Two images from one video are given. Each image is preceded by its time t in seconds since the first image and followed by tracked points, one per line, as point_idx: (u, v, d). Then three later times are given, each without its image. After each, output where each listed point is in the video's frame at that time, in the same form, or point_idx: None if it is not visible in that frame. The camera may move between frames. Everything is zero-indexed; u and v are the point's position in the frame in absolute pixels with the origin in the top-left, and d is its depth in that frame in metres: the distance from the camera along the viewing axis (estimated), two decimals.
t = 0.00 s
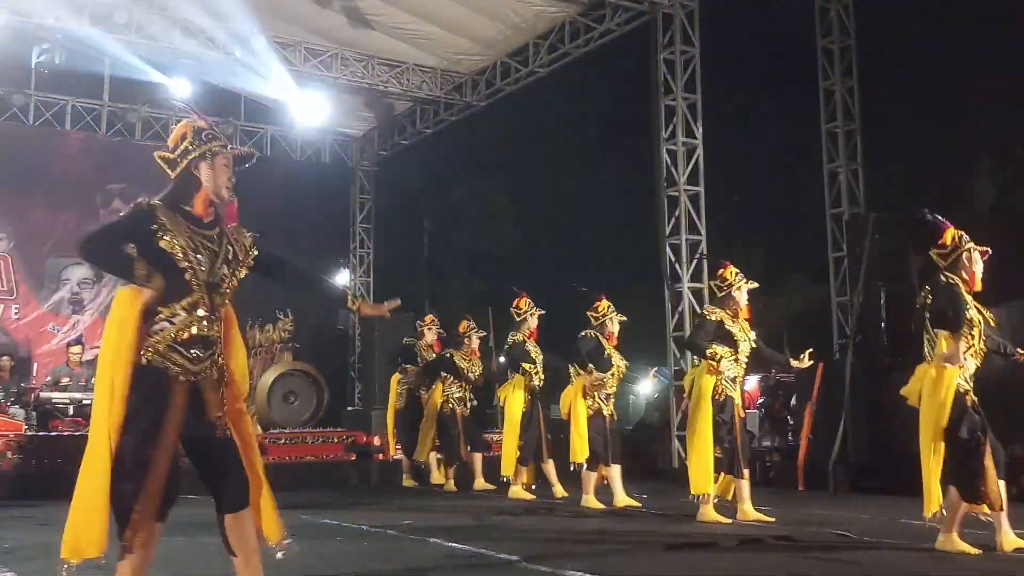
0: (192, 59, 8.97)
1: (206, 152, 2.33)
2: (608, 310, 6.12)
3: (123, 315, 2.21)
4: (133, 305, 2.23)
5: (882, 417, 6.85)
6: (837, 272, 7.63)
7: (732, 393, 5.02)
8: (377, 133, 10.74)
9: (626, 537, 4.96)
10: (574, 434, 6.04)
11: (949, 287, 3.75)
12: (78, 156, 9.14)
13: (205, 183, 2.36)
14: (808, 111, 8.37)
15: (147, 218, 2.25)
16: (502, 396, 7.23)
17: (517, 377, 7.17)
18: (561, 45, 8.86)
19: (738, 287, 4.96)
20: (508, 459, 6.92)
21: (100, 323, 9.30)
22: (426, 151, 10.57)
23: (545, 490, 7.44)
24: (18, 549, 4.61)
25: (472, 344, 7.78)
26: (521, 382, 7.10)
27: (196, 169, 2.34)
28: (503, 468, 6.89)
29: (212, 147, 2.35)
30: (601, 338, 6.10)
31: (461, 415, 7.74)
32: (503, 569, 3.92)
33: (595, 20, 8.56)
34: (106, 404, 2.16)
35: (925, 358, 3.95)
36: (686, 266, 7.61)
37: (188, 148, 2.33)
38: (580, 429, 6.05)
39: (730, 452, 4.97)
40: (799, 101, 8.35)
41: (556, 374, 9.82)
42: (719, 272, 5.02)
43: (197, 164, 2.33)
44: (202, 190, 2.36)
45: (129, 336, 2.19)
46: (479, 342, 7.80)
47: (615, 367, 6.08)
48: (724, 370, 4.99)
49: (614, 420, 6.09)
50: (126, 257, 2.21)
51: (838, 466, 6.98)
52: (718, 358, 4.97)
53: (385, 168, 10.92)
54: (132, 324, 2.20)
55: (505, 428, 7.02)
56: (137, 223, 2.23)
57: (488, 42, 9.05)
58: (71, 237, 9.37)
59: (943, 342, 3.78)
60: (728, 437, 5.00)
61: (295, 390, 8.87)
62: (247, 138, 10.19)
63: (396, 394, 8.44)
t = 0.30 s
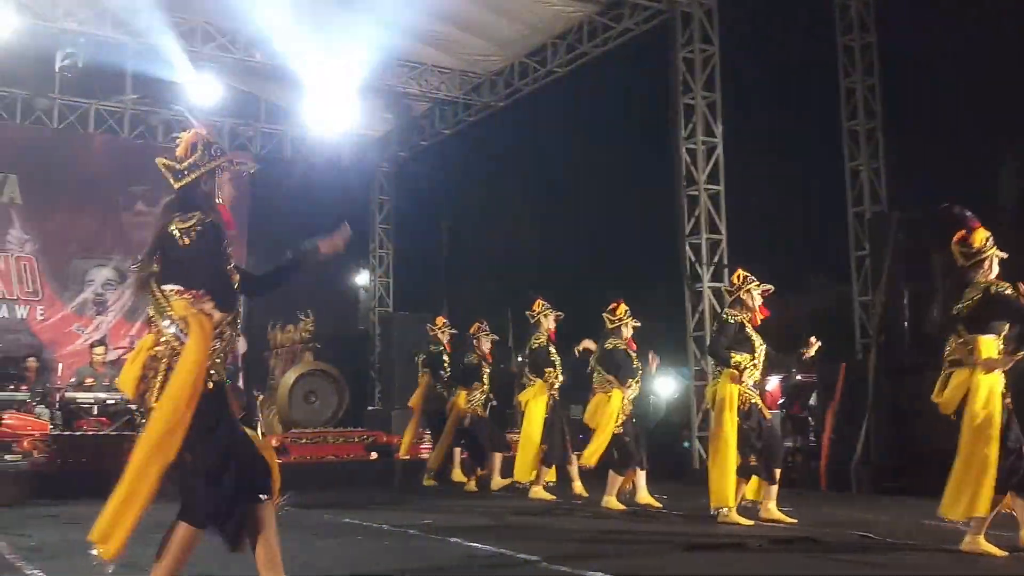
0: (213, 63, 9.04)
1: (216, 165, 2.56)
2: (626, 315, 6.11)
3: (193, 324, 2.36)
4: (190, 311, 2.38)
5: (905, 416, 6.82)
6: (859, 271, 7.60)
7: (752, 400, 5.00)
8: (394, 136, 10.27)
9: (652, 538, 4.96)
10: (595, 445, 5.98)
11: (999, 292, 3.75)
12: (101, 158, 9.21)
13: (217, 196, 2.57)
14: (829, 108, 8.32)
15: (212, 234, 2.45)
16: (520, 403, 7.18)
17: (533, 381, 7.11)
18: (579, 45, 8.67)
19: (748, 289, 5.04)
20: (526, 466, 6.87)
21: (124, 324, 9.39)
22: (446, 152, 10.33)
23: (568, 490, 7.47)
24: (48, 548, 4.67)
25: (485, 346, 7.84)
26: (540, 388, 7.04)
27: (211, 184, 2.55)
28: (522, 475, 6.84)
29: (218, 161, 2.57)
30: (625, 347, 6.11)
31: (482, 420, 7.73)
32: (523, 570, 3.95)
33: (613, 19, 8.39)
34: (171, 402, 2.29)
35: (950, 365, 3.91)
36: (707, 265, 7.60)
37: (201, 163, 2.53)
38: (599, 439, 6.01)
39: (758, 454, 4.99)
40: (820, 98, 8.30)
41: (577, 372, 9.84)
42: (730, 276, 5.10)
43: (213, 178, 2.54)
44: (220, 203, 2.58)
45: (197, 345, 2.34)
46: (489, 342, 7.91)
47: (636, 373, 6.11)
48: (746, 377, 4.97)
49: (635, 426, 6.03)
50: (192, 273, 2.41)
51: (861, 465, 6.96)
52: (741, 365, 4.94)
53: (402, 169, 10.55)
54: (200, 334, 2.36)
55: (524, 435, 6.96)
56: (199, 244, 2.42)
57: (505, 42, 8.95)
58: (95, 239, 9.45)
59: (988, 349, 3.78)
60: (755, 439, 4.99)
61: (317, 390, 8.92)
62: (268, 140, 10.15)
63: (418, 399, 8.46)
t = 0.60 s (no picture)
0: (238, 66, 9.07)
1: (244, 158, 2.26)
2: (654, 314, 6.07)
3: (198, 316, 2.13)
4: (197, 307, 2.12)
5: (934, 417, 6.76)
6: (887, 269, 7.53)
7: (775, 398, 4.98)
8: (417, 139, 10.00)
9: (676, 539, 4.95)
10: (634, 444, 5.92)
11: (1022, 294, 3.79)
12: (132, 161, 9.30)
13: (243, 191, 2.26)
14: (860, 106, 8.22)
15: (205, 235, 2.12)
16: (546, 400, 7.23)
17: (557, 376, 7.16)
18: (602, 46, 8.62)
19: (767, 287, 5.00)
20: (559, 460, 6.89)
21: (154, 324, 9.51)
22: (469, 151, 10.18)
23: (594, 490, 7.48)
24: (74, 547, 4.75)
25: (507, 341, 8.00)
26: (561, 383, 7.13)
27: (239, 181, 2.26)
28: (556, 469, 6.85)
29: (248, 154, 2.27)
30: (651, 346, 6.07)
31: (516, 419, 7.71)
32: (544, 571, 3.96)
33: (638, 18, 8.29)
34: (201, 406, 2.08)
35: (978, 363, 3.97)
36: (733, 264, 7.55)
37: (224, 157, 2.25)
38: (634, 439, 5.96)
39: (783, 454, 4.96)
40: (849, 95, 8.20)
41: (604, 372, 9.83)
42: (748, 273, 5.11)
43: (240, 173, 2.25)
44: (244, 201, 2.27)
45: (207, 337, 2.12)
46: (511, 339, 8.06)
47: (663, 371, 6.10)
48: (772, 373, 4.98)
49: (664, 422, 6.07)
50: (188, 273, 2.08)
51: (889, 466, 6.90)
52: (763, 364, 4.92)
53: (431, 170, 10.19)
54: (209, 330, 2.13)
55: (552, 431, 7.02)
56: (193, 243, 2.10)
57: (529, 40, 8.78)
58: (126, 240, 9.58)
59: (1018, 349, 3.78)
60: (781, 440, 4.96)
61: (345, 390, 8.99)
62: (291, 143, 10.12)
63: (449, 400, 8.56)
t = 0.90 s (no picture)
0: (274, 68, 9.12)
1: (288, 158, 2.29)
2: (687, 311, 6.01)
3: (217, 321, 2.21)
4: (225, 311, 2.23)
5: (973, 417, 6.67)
6: (925, 269, 7.43)
7: (808, 397, 4.93)
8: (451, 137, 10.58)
9: (708, 540, 4.90)
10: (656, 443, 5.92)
11: None
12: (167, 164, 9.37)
13: (283, 190, 2.29)
14: (895, 104, 8.14)
15: (230, 232, 2.23)
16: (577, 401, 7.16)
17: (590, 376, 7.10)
18: (636, 45, 8.63)
19: (812, 288, 4.93)
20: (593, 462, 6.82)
21: (189, 325, 9.58)
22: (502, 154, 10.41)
23: (627, 492, 7.43)
24: (115, 544, 4.80)
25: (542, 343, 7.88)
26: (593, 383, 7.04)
27: (282, 181, 2.29)
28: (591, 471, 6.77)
29: (295, 156, 2.30)
30: (679, 340, 6.04)
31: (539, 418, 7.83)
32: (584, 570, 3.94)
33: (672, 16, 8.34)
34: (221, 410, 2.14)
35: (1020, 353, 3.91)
36: (769, 264, 7.50)
37: (269, 160, 2.32)
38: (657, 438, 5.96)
39: (812, 454, 4.90)
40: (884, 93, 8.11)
41: (636, 374, 9.78)
42: (794, 273, 5.02)
43: (282, 173, 2.29)
44: (280, 199, 2.29)
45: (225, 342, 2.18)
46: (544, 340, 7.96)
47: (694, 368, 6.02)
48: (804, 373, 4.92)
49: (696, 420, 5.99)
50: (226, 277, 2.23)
51: (926, 468, 6.81)
52: (796, 360, 4.89)
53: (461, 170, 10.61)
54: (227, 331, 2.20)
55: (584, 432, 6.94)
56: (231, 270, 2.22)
57: (562, 42, 8.92)
58: (160, 242, 9.64)
59: None
60: (811, 443, 4.90)
61: (377, 390, 9.00)
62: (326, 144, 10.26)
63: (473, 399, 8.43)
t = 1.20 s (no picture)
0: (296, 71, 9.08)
1: (311, 169, 2.48)
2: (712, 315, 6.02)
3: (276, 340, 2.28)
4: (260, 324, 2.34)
5: (1003, 417, 6.61)
6: (954, 267, 7.36)
7: (839, 401, 4.90)
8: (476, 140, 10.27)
9: (735, 541, 4.89)
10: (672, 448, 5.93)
11: None
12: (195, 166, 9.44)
13: (315, 199, 2.49)
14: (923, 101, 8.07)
15: (292, 238, 2.35)
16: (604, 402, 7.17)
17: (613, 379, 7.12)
18: (659, 42, 8.49)
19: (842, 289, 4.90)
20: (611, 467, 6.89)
21: (217, 326, 9.68)
22: (528, 153, 10.43)
23: (654, 492, 7.42)
24: (140, 545, 4.85)
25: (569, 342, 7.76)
26: (618, 387, 6.99)
27: (310, 189, 2.47)
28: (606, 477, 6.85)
29: (316, 165, 2.49)
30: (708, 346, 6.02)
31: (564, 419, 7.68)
32: (606, 572, 3.95)
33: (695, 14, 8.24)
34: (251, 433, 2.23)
35: None
36: (795, 263, 7.46)
37: (297, 167, 2.47)
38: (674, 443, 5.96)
39: (846, 457, 4.89)
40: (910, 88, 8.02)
41: (663, 373, 9.76)
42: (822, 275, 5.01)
43: (310, 182, 2.46)
44: (317, 208, 2.49)
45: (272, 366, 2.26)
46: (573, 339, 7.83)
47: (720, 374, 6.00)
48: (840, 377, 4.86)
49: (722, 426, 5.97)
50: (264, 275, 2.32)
51: (956, 468, 6.76)
52: (829, 363, 4.82)
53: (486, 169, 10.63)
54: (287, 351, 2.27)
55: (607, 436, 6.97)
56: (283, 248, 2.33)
57: (586, 40, 8.88)
58: (189, 243, 9.75)
59: None
60: (843, 444, 4.89)
61: (402, 389, 9.05)
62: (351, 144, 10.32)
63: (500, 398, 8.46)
